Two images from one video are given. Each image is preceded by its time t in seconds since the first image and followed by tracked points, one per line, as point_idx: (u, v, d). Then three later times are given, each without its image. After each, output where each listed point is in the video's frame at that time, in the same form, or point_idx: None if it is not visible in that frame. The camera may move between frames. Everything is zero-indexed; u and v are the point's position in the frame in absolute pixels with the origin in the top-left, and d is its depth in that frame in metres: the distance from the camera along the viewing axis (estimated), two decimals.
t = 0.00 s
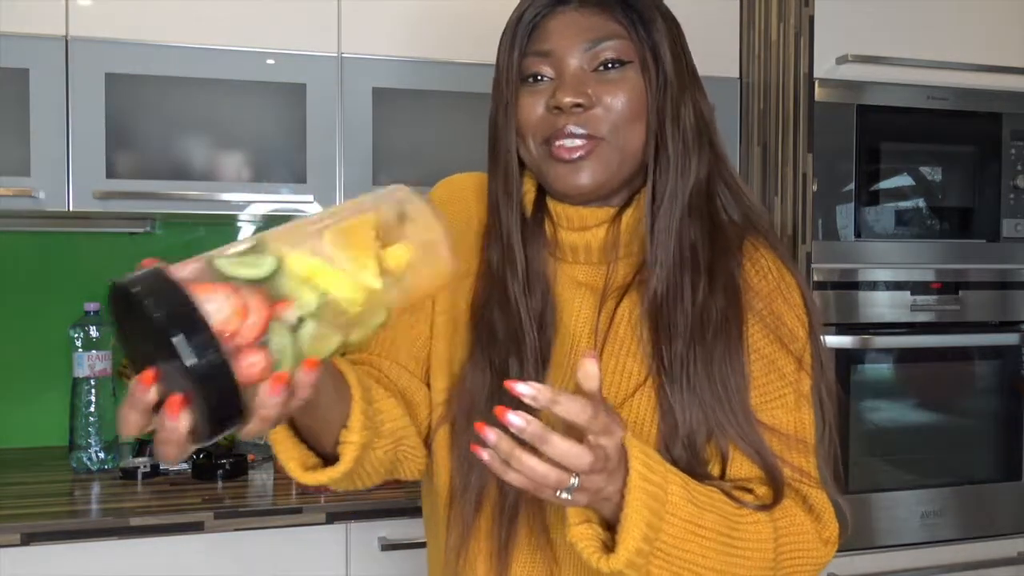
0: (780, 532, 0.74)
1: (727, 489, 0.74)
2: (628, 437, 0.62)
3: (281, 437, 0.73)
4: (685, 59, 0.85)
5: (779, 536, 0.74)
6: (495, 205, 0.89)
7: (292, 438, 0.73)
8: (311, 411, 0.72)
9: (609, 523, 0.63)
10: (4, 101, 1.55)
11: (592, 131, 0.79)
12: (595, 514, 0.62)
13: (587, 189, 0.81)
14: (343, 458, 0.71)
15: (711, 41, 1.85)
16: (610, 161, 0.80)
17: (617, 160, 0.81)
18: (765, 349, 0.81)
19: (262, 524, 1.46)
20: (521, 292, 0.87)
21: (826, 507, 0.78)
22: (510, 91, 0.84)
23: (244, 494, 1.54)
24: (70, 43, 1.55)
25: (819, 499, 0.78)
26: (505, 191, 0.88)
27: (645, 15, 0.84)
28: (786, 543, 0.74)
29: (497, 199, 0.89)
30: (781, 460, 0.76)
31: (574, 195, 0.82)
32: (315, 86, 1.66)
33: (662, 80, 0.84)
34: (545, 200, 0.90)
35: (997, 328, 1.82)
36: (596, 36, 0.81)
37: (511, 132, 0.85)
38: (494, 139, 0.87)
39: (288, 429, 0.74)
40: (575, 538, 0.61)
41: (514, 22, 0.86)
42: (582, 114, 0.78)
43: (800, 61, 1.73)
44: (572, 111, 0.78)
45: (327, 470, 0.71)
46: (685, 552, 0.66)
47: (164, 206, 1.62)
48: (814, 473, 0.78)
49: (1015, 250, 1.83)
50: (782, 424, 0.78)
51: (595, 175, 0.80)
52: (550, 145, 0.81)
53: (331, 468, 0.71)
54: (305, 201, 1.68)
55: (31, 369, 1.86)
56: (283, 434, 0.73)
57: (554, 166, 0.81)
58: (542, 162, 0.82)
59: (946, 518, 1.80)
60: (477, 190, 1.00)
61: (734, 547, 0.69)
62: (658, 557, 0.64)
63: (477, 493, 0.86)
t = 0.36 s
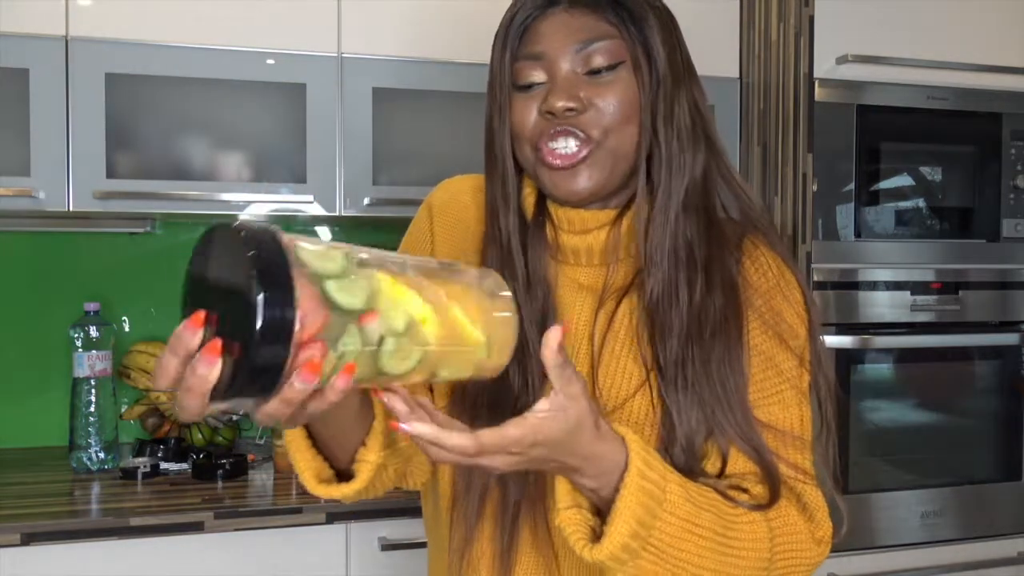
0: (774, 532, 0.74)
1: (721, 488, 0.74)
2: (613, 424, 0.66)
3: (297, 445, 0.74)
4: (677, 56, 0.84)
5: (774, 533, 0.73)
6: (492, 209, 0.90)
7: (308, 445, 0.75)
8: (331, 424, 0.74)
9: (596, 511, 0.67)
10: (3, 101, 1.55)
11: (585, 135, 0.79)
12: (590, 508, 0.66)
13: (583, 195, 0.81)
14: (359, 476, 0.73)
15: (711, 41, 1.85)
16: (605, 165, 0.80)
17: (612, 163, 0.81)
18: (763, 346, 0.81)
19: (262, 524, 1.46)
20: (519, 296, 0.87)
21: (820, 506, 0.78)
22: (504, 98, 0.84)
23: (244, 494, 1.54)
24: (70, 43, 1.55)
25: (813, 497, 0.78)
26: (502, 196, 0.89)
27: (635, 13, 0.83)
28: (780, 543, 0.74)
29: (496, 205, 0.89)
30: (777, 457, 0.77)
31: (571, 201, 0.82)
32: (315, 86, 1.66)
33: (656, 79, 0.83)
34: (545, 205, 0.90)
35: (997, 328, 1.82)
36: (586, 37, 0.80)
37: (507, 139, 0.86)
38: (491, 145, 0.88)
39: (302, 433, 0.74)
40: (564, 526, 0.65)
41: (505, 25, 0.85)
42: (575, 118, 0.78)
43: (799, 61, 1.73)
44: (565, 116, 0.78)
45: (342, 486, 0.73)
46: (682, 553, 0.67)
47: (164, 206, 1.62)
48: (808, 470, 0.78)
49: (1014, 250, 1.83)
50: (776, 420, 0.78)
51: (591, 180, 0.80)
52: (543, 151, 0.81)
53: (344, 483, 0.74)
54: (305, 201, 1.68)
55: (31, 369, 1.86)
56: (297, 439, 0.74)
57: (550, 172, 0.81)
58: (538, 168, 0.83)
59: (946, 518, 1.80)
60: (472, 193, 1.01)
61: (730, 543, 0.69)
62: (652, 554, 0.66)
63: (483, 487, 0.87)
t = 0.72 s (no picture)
0: (759, 527, 0.73)
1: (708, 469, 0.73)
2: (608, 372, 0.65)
3: (328, 438, 0.73)
4: (675, 50, 0.85)
5: (756, 527, 0.73)
6: (491, 213, 0.92)
7: (337, 438, 0.73)
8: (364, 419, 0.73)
9: (581, 466, 0.64)
10: (4, 101, 1.55)
11: (589, 125, 0.79)
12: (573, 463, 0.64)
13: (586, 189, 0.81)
14: (387, 469, 0.73)
15: (711, 41, 1.85)
16: (608, 157, 0.80)
17: (616, 155, 0.81)
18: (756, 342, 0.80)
19: (262, 524, 1.46)
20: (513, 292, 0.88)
21: (808, 507, 0.77)
22: (503, 92, 0.85)
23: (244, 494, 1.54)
24: (70, 43, 1.55)
25: (798, 493, 0.76)
26: (500, 198, 0.91)
27: (634, 4, 0.84)
28: (763, 537, 0.74)
29: (494, 204, 0.91)
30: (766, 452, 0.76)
31: (572, 195, 0.82)
32: (315, 87, 1.66)
33: (655, 70, 0.84)
34: (543, 204, 0.91)
35: (997, 328, 1.82)
36: (586, 27, 0.81)
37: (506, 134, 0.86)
38: (492, 144, 0.89)
39: (332, 427, 0.73)
40: (548, 482, 0.63)
41: (501, 19, 0.86)
42: (577, 107, 0.78)
43: (800, 61, 1.73)
44: (566, 104, 0.78)
45: (372, 478, 0.72)
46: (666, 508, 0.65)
47: (164, 206, 1.62)
48: (794, 470, 0.77)
49: (1015, 250, 1.83)
50: (768, 421, 0.77)
51: (593, 172, 0.80)
52: (546, 143, 0.81)
53: (376, 475, 0.73)
54: (305, 201, 1.68)
55: (30, 369, 1.86)
56: (328, 431, 0.73)
57: (552, 164, 0.81)
58: (540, 162, 0.83)
59: (946, 518, 1.80)
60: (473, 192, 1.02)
61: (712, 518, 0.68)
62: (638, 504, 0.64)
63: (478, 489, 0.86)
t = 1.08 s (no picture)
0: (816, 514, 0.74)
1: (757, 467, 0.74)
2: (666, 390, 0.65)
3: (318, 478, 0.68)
4: (668, 48, 0.85)
5: (815, 523, 0.74)
6: (487, 216, 0.89)
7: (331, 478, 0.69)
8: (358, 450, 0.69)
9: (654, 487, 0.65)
10: (4, 101, 1.55)
11: (583, 130, 0.77)
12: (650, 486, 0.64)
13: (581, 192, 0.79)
14: (389, 496, 0.71)
15: (711, 42, 1.85)
16: (603, 160, 0.79)
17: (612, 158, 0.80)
18: (774, 340, 0.85)
19: (262, 524, 1.46)
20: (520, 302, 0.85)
21: (846, 485, 0.80)
22: (494, 92, 0.83)
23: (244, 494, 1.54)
24: (70, 43, 1.55)
25: (839, 478, 0.80)
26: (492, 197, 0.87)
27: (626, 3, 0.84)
28: (821, 523, 0.75)
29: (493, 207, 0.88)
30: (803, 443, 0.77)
31: (566, 197, 0.80)
32: (315, 87, 1.66)
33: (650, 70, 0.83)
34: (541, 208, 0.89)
35: (997, 328, 1.82)
36: (581, 28, 0.80)
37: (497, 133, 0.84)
38: (481, 145, 0.86)
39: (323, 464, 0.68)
40: (632, 510, 0.64)
41: (492, 17, 0.85)
42: (573, 111, 0.77)
43: (800, 61, 1.72)
44: (562, 108, 0.77)
45: (371, 509, 0.70)
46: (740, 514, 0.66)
47: (164, 206, 1.62)
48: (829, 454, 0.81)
49: (1015, 250, 1.83)
50: (800, 413, 0.81)
51: (588, 176, 0.78)
52: (539, 146, 0.79)
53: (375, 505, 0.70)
54: (305, 201, 1.68)
55: (30, 369, 1.86)
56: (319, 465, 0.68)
57: (547, 167, 0.79)
58: (532, 164, 0.81)
59: (946, 518, 1.80)
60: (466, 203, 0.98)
61: (774, 515, 0.70)
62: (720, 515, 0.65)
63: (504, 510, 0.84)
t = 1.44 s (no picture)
0: (854, 507, 0.76)
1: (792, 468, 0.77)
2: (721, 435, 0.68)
3: (317, 490, 0.67)
4: (662, 44, 0.85)
5: (853, 518, 0.76)
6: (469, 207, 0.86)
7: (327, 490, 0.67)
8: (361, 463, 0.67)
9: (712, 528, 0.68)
10: (4, 101, 1.55)
11: (575, 125, 0.78)
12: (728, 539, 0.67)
13: (570, 186, 0.80)
14: (390, 518, 0.68)
15: (711, 41, 1.85)
16: (593, 156, 0.80)
17: (604, 153, 0.80)
18: (789, 334, 0.85)
19: (262, 524, 1.46)
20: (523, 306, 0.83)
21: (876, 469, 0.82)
22: (482, 86, 0.83)
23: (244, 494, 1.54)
24: (70, 43, 1.55)
25: (867, 463, 0.81)
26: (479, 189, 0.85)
27: None
28: (859, 516, 0.77)
29: (475, 202, 0.86)
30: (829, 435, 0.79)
31: (555, 189, 0.81)
32: (314, 87, 1.66)
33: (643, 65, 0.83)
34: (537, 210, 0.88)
35: (997, 328, 1.82)
36: (574, 23, 0.81)
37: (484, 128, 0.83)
38: (465, 137, 0.85)
39: (323, 478, 0.68)
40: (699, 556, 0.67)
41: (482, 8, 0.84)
42: (565, 106, 0.78)
43: (800, 61, 1.72)
44: (554, 103, 0.78)
45: (377, 528, 0.67)
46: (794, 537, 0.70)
47: (165, 206, 1.62)
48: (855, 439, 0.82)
49: (1015, 250, 1.83)
50: (824, 405, 0.83)
51: (578, 170, 0.79)
52: (530, 141, 0.80)
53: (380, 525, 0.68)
54: (305, 201, 1.68)
55: (30, 369, 1.86)
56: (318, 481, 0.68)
57: (537, 162, 0.80)
58: (520, 158, 0.82)
59: (946, 518, 1.80)
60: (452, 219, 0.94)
61: (820, 525, 0.72)
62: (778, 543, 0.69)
63: (514, 529, 0.81)
